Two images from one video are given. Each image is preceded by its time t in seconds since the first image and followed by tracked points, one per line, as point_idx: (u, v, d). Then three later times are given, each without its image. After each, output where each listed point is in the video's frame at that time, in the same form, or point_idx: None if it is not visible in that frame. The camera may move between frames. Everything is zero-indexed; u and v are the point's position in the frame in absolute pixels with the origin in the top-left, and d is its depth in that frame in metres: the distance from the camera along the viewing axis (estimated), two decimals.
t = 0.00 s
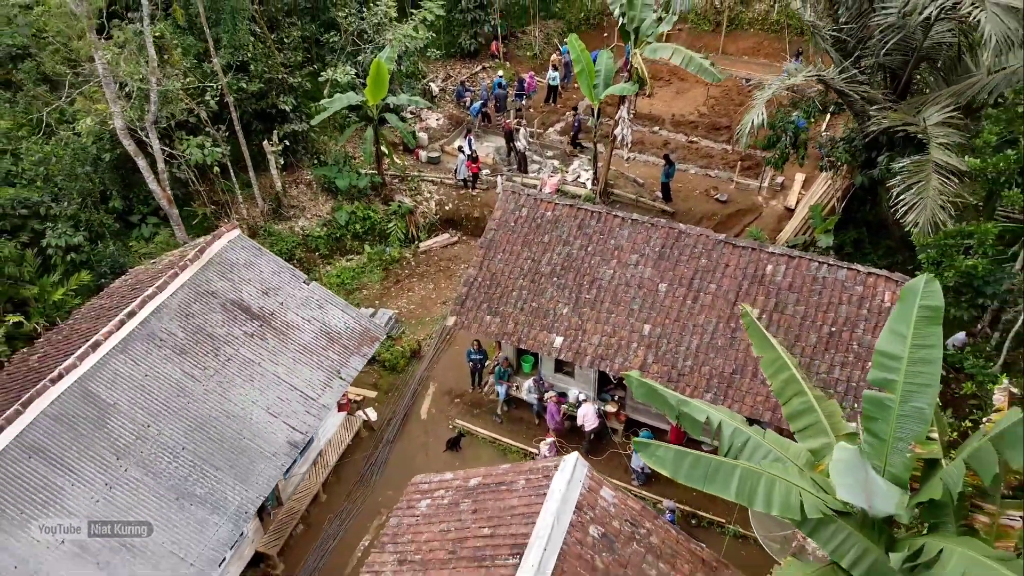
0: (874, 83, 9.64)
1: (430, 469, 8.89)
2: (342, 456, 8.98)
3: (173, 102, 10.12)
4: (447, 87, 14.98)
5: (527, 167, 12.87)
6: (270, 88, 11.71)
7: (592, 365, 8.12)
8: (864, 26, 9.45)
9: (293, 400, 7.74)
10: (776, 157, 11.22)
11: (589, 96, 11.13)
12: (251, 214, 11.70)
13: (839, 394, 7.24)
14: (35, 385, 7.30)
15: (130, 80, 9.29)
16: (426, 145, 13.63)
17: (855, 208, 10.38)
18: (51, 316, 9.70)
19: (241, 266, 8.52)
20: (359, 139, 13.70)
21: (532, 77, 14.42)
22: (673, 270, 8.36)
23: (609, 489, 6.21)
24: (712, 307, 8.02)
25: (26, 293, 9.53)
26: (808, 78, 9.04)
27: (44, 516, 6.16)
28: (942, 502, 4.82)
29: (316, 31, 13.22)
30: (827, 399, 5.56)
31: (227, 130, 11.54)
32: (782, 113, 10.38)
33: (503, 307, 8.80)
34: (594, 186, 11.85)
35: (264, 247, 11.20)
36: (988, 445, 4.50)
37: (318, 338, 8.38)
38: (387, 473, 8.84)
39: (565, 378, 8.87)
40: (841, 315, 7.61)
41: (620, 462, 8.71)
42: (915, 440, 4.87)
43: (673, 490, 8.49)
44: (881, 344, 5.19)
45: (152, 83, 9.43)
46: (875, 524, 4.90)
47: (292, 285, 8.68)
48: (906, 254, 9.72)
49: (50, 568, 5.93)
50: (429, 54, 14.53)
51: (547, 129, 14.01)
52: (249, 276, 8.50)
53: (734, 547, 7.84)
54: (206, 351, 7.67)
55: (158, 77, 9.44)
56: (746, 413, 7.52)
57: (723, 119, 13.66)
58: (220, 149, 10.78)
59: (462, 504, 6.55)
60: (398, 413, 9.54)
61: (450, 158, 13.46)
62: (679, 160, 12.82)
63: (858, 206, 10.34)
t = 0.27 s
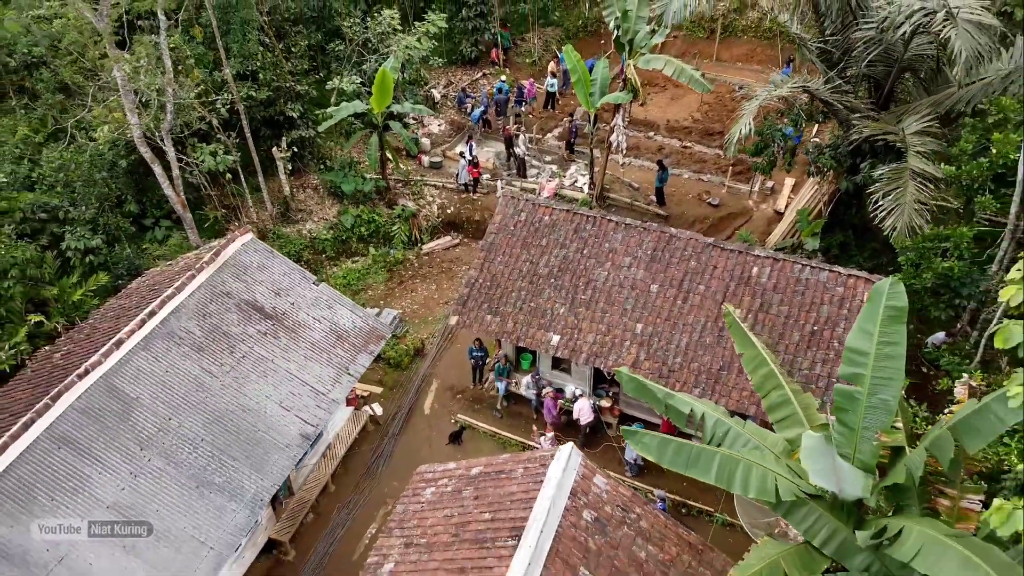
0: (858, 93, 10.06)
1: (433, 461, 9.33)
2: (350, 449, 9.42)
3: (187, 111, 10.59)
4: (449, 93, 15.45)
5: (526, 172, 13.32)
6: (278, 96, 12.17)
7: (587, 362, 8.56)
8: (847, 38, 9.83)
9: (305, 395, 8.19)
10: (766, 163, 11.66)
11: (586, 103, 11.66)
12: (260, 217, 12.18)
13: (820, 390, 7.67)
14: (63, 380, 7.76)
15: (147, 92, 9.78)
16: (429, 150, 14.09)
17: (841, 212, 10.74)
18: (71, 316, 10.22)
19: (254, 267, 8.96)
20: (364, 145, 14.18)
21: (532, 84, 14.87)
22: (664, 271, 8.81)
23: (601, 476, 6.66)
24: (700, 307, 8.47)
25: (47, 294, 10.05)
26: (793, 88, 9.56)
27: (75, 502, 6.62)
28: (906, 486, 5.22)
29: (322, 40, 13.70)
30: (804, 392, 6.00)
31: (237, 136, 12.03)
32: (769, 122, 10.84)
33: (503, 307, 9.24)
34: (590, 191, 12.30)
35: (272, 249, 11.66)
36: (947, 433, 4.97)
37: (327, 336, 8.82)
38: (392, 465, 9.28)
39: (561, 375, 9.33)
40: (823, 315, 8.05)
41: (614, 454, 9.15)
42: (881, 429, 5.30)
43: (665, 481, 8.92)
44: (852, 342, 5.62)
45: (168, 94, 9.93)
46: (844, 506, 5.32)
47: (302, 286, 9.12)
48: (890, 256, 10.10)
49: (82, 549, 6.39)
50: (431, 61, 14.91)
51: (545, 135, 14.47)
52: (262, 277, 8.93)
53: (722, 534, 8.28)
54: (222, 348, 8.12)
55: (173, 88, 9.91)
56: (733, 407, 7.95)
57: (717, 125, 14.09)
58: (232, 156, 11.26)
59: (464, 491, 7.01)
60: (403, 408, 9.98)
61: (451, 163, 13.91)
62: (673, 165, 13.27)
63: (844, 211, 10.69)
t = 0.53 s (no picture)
0: (843, 100, 10.45)
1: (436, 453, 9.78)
2: (357, 442, 9.88)
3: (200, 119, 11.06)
4: (450, 99, 15.94)
5: (525, 176, 13.78)
6: (286, 103, 12.63)
7: (583, 358, 9.01)
8: (832, 49, 10.17)
9: (315, 389, 8.65)
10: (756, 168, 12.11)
11: (583, 111, 12.17)
12: (269, 220, 12.65)
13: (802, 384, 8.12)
14: (87, 375, 8.22)
15: (163, 101, 10.25)
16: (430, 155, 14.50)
17: (828, 215, 11.10)
18: (89, 315, 10.70)
19: (266, 269, 9.42)
20: (368, 150, 14.66)
21: (531, 90, 15.33)
22: (656, 272, 9.26)
23: (595, 465, 7.12)
24: (690, 307, 8.92)
25: (66, 294, 10.53)
26: (779, 98, 9.98)
27: (102, 489, 7.06)
28: (873, 471, 5.63)
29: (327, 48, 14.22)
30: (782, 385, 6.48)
31: (246, 142, 12.51)
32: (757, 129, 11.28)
33: (502, 306, 9.70)
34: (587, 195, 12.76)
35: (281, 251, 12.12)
36: (911, 422, 5.39)
37: (336, 334, 9.29)
38: (397, 457, 9.73)
39: (558, 371, 9.80)
40: (805, 314, 8.48)
41: (608, 447, 9.59)
42: (851, 419, 5.75)
43: (657, 472, 9.36)
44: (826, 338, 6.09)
45: (183, 104, 10.41)
46: (818, 490, 5.74)
47: (312, 286, 9.58)
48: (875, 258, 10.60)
49: (109, 532, 6.84)
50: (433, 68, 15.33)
51: (543, 140, 14.95)
52: (274, 278, 9.39)
53: (710, 522, 8.72)
54: (237, 345, 8.57)
55: (188, 97, 10.38)
56: (720, 401, 8.40)
57: (710, 130, 14.54)
58: (242, 161, 11.73)
59: (466, 479, 7.49)
60: (407, 403, 10.43)
61: (453, 167, 14.37)
62: (667, 169, 13.72)
63: (830, 213, 11.04)
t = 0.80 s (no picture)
0: (830, 107, 10.85)
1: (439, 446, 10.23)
2: (363, 434, 10.35)
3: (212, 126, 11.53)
4: (451, 105, 16.47)
5: (524, 180, 14.25)
6: (293, 109, 13.11)
7: (579, 355, 9.47)
8: (818, 59, 10.62)
9: (324, 384, 9.11)
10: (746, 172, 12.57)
11: (579, 117, 12.66)
12: (277, 222, 13.13)
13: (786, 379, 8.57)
14: (109, 370, 8.68)
15: (177, 110, 10.74)
16: (433, 158, 15.10)
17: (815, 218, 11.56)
18: (105, 313, 11.21)
19: (277, 269, 9.88)
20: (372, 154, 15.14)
21: (530, 96, 15.80)
22: (648, 273, 9.72)
23: (588, 454, 7.58)
24: (681, 305, 9.38)
25: (83, 294, 11.03)
26: (765, 107, 10.48)
27: (125, 476, 7.52)
28: (845, 457, 6.06)
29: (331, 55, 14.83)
30: (763, 377, 6.97)
31: (255, 147, 12.99)
32: (746, 135, 11.73)
33: (502, 305, 10.16)
34: (584, 198, 13.23)
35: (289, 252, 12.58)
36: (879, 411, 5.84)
37: (343, 332, 9.75)
38: (401, 449, 10.19)
39: (556, 367, 10.26)
40: (790, 312, 8.93)
41: (603, 439, 10.04)
42: (825, 409, 6.20)
43: (649, 463, 9.80)
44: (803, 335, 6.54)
45: (196, 112, 10.90)
46: (795, 475, 6.17)
47: (320, 286, 10.04)
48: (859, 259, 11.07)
49: (133, 517, 7.30)
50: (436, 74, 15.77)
51: (542, 143, 15.48)
52: (284, 278, 9.85)
53: (699, 511, 9.16)
54: (250, 342, 9.03)
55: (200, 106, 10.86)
56: (708, 395, 8.86)
57: (703, 135, 15.00)
58: (252, 166, 12.20)
59: (468, 467, 7.96)
60: (411, 398, 10.89)
61: (454, 171, 14.85)
62: (661, 173, 14.18)
63: (818, 215, 11.43)
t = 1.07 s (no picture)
0: (816, 115, 11.33)
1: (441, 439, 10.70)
2: (369, 428, 10.81)
3: (224, 132, 11.99)
4: (452, 110, 16.96)
5: (523, 183, 14.74)
6: (300, 115, 13.60)
7: (574, 351, 9.94)
8: (805, 68, 10.93)
9: (333, 379, 9.59)
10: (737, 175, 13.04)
11: (576, 123, 13.16)
12: (284, 224, 13.63)
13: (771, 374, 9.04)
14: (128, 366, 9.16)
15: (191, 118, 11.24)
16: (434, 162, 15.58)
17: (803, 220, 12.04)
18: (121, 312, 11.70)
19: (287, 270, 10.35)
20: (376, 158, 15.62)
21: (528, 101, 16.28)
22: (641, 273, 10.18)
23: (583, 444, 8.06)
24: (672, 304, 9.84)
25: (100, 293, 11.53)
26: (752, 115, 11.00)
27: (146, 465, 7.98)
28: (821, 444, 6.50)
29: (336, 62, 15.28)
30: (746, 370, 7.46)
31: (264, 152, 13.48)
32: (735, 141, 12.18)
33: (501, 304, 10.63)
34: (581, 201, 13.70)
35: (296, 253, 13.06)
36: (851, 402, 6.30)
37: (350, 330, 10.23)
38: (405, 442, 10.65)
39: (553, 363, 10.72)
40: (775, 310, 9.39)
41: (598, 432, 10.50)
42: (802, 400, 6.67)
43: (642, 455, 10.25)
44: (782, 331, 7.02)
45: (209, 121, 11.40)
46: (773, 462, 6.62)
47: (328, 286, 10.51)
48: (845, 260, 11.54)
49: (154, 503, 7.76)
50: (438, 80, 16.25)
51: (540, 148, 15.92)
52: (294, 278, 10.32)
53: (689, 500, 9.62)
54: (262, 339, 9.50)
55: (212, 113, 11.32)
56: (698, 389, 9.32)
57: (697, 139, 15.48)
58: (261, 171, 12.68)
59: (469, 457, 8.44)
60: (414, 393, 11.36)
61: (455, 174, 15.35)
62: (656, 176, 14.65)
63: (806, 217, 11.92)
